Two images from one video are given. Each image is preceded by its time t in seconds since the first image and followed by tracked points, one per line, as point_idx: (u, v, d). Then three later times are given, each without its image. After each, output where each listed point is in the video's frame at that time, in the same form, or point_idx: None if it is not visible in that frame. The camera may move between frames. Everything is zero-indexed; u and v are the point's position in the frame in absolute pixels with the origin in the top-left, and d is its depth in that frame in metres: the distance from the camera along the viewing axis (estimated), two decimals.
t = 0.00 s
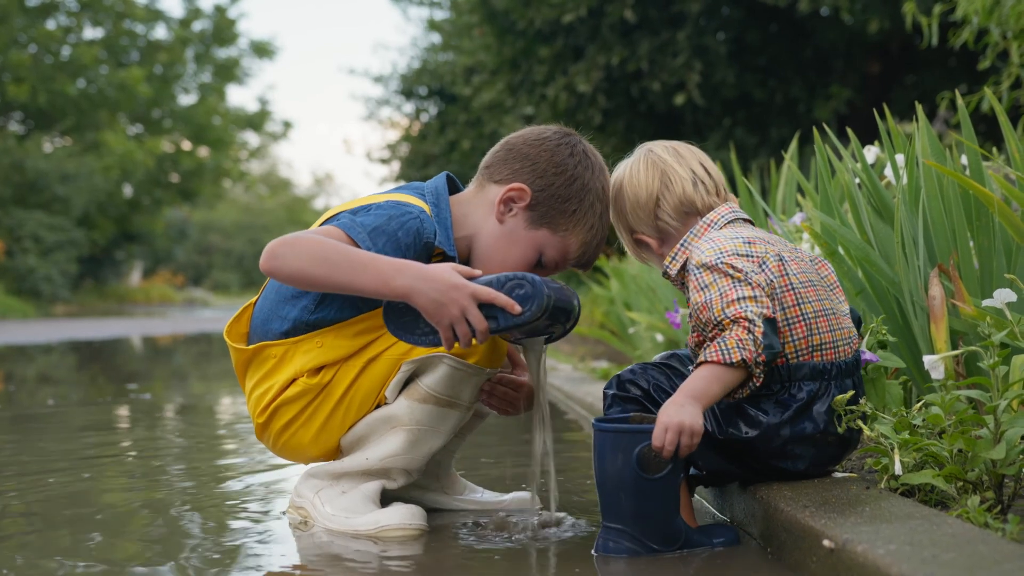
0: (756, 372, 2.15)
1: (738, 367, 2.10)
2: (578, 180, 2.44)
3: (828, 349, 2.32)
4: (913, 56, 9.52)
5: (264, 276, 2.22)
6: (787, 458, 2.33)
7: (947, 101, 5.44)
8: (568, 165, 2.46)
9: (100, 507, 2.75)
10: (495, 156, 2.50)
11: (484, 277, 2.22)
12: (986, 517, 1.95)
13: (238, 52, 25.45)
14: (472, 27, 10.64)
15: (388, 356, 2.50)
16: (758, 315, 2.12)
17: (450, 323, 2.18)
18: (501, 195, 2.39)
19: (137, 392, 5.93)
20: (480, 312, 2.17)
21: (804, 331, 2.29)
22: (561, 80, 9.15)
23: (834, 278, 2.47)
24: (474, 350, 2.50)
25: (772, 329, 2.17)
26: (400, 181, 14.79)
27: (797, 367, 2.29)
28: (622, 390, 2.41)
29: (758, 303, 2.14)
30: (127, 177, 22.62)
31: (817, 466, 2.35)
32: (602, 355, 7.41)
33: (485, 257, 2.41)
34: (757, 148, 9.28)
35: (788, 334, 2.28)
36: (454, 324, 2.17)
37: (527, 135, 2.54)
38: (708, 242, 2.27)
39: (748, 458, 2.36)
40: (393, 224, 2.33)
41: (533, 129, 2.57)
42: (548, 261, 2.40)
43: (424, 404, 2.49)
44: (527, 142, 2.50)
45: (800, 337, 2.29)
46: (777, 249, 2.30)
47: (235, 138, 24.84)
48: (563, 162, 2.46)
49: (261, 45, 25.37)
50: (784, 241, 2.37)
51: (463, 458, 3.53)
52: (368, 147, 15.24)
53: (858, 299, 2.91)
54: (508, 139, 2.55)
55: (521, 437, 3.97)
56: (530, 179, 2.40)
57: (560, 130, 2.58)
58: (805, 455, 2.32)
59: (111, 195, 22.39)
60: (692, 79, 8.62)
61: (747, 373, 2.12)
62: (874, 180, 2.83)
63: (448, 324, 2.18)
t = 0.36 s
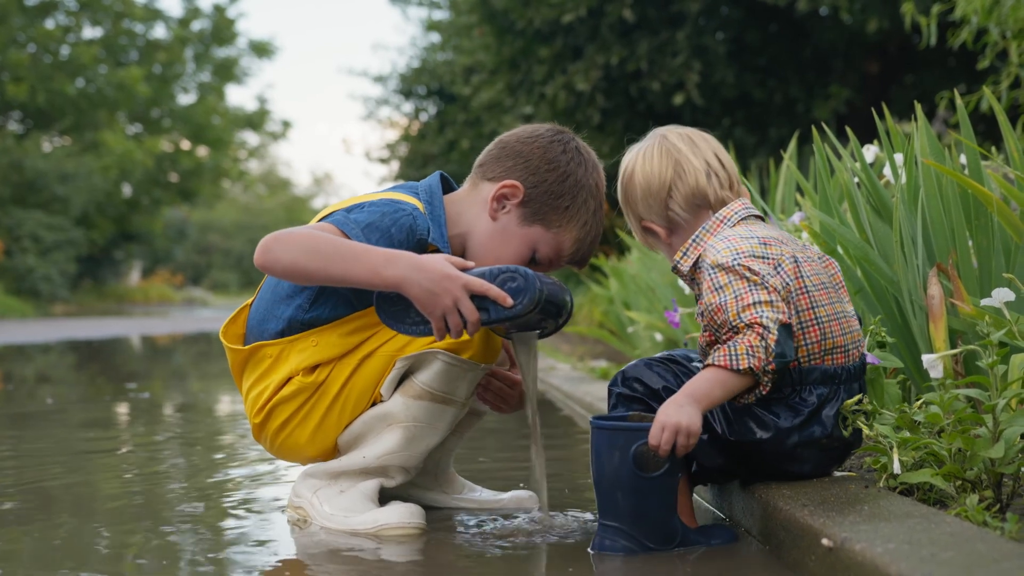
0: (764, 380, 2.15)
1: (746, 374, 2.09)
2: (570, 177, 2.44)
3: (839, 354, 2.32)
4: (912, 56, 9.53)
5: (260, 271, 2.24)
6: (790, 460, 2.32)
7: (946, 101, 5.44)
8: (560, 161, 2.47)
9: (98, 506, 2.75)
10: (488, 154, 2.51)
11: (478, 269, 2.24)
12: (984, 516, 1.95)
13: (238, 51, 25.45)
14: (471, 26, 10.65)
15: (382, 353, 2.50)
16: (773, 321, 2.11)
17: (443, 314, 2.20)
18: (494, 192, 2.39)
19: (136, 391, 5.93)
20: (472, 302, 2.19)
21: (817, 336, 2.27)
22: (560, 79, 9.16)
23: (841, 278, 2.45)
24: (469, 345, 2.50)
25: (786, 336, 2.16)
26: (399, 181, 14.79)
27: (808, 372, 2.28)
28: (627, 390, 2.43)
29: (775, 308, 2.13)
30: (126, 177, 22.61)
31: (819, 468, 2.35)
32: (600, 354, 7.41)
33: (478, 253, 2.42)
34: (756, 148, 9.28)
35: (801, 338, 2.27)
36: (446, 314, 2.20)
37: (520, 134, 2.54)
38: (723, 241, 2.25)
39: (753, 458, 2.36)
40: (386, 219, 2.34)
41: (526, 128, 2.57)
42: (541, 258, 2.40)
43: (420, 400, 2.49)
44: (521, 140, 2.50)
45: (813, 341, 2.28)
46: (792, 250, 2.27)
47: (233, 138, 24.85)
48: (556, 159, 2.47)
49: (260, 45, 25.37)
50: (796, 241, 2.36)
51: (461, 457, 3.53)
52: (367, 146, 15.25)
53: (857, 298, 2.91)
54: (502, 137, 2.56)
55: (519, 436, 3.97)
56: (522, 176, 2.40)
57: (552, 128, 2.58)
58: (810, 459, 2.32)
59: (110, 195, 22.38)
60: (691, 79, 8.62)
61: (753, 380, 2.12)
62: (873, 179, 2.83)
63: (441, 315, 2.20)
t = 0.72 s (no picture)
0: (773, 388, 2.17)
1: (753, 382, 2.10)
2: (563, 175, 2.44)
3: (845, 359, 2.33)
4: (911, 56, 9.53)
5: (258, 258, 2.26)
6: (790, 462, 2.33)
7: (945, 101, 5.43)
8: (553, 160, 2.47)
9: (95, 506, 2.75)
10: (483, 154, 2.52)
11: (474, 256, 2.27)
12: (984, 516, 1.95)
13: (236, 51, 25.45)
14: (469, 26, 10.66)
15: (377, 350, 2.50)
16: (782, 328, 2.11)
17: (441, 299, 2.23)
18: (486, 190, 2.40)
19: (135, 391, 5.93)
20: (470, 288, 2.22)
21: (825, 342, 2.28)
22: (559, 79, 9.16)
23: (847, 279, 2.44)
24: (464, 341, 2.50)
25: (796, 344, 2.16)
26: (398, 181, 14.78)
27: (814, 377, 2.28)
28: (628, 389, 2.43)
29: (785, 315, 2.13)
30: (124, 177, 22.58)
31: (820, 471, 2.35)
32: (599, 354, 7.41)
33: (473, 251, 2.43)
34: (756, 147, 9.28)
35: (809, 344, 2.27)
36: (444, 299, 2.23)
37: (514, 135, 2.55)
38: (733, 243, 2.24)
39: (753, 459, 2.36)
40: (381, 215, 2.35)
41: (520, 129, 2.58)
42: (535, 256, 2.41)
43: (415, 397, 2.49)
44: (514, 140, 2.51)
45: (820, 347, 2.28)
46: (802, 253, 2.26)
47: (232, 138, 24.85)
48: (549, 157, 2.47)
49: (259, 45, 25.37)
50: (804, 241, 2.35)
51: (460, 456, 3.53)
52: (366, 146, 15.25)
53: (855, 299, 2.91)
54: (496, 138, 2.57)
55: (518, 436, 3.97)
56: (515, 174, 2.41)
57: (546, 128, 2.59)
58: (812, 462, 2.33)
59: (109, 194, 22.35)
60: (691, 78, 8.62)
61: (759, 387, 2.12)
62: (870, 179, 2.84)
63: (439, 301, 2.23)
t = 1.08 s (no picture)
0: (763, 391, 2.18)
1: (743, 384, 2.09)
2: (556, 172, 2.44)
3: (843, 359, 2.32)
4: (909, 56, 9.54)
5: (259, 248, 2.29)
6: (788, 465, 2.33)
7: (944, 101, 5.44)
8: (547, 156, 2.48)
9: (92, 506, 2.75)
10: (478, 153, 2.53)
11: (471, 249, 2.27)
12: (982, 516, 1.95)
13: (234, 51, 25.45)
14: (468, 26, 10.67)
15: (374, 348, 2.50)
16: (777, 331, 2.11)
17: (438, 291, 2.24)
18: (480, 186, 2.41)
19: (133, 391, 5.93)
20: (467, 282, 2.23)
21: (822, 343, 2.27)
22: (557, 79, 9.16)
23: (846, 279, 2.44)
24: (461, 338, 2.50)
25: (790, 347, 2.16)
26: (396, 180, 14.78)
27: (811, 377, 2.28)
28: (624, 389, 2.43)
29: (779, 318, 2.13)
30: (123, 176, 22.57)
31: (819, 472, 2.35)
32: (597, 355, 7.41)
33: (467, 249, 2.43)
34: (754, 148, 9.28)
35: (805, 345, 2.27)
36: (441, 291, 2.24)
37: (508, 134, 2.55)
38: (731, 245, 2.25)
39: (751, 459, 2.36)
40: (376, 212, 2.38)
41: (514, 128, 2.59)
42: (529, 253, 2.41)
43: (414, 394, 2.49)
44: (508, 138, 2.52)
45: (817, 347, 2.27)
46: (800, 255, 2.27)
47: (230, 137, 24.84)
48: (542, 154, 2.48)
49: (257, 45, 25.37)
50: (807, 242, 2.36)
51: (458, 456, 3.53)
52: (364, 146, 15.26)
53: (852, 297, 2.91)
54: (491, 137, 2.58)
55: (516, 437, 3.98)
56: (509, 171, 2.41)
57: (540, 127, 2.59)
58: (810, 462, 2.33)
59: (107, 194, 22.33)
60: (689, 78, 8.62)
61: (748, 390, 2.11)
62: (869, 180, 2.84)
63: (433, 292, 2.24)
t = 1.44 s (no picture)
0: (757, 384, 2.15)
1: (737, 378, 2.11)
2: (554, 171, 2.45)
3: (834, 354, 2.32)
4: (908, 57, 9.53)
5: (267, 227, 2.28)
6: (782, 458, 2.32)
7: (943, 102, 5.42)
8: (545, 156, 2.49)
9: (89, 506, 2.75)
10: (478, 154, 2.54)
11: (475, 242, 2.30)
12: (981, 518, 1.95)
13: (233, 51, 25.44)
14: (466, 27, 10.67)
15: (373, 346, 2.50)
16: (765, 327, 2.11)
17: (444, 276, 2.25)
18: (478, 185, 2.42)
19: (131, 392, 5.93)
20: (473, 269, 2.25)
21: (811, 336, 2.28)
22: (556, 80, 9.17)
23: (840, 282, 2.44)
24: (460, 337, 2.50)
25: (780, 341, 2.17)
26: (395, 180, 14.79)
27: (803, 371, 2.28)
28: (619, 390, 2.43)
29: (767, 313, 2.13)
30: (120, 176, 22.56)
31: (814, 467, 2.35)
32: (595, 355, 7.41)
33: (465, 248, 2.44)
34: (752, 148, 9.29)
35: (794, 339, 2.27)
36: (447, 277, 2.25)
37: (508, 135, 2.57)
38: (718, 245, 2.25)
39: (748, 457, 2.36)
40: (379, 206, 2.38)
41: (514, 130, 2.60)
42: (526, 251, 2.41)
43: (412, 393, 2.49)
44: (507, 139, 2.54)
45: (807, 341, 2.28)
46: (787, 253, 2.27)
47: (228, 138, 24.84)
48: (541, 153, 2.49)
49: (255, 45, 25.35)
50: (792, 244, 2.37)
51: (456, 457, 3.54)
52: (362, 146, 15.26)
53: (849, 297, 2.90)
54: (492, 138, 2.59)
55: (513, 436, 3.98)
56: (507, 170, 2.43)
57: (540, 128, 2.61)
58: (806, 458, 2.32)
59: (104, 194, 22.32)
60: (688, 79, 8.62)
61: (746, 384, 2.13)
62: (867, 181, 2.84)
63: (435, 278, 2.26)
